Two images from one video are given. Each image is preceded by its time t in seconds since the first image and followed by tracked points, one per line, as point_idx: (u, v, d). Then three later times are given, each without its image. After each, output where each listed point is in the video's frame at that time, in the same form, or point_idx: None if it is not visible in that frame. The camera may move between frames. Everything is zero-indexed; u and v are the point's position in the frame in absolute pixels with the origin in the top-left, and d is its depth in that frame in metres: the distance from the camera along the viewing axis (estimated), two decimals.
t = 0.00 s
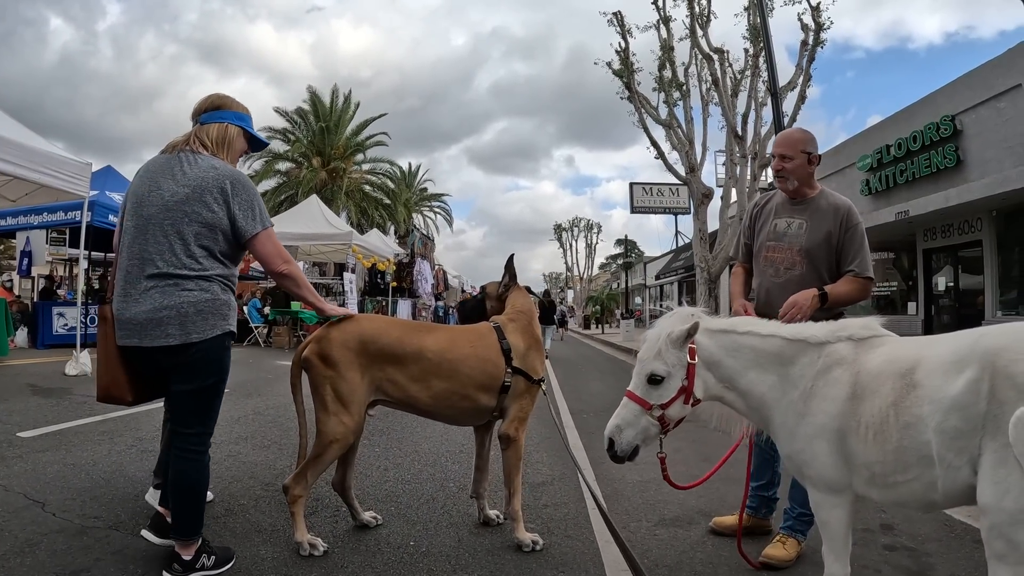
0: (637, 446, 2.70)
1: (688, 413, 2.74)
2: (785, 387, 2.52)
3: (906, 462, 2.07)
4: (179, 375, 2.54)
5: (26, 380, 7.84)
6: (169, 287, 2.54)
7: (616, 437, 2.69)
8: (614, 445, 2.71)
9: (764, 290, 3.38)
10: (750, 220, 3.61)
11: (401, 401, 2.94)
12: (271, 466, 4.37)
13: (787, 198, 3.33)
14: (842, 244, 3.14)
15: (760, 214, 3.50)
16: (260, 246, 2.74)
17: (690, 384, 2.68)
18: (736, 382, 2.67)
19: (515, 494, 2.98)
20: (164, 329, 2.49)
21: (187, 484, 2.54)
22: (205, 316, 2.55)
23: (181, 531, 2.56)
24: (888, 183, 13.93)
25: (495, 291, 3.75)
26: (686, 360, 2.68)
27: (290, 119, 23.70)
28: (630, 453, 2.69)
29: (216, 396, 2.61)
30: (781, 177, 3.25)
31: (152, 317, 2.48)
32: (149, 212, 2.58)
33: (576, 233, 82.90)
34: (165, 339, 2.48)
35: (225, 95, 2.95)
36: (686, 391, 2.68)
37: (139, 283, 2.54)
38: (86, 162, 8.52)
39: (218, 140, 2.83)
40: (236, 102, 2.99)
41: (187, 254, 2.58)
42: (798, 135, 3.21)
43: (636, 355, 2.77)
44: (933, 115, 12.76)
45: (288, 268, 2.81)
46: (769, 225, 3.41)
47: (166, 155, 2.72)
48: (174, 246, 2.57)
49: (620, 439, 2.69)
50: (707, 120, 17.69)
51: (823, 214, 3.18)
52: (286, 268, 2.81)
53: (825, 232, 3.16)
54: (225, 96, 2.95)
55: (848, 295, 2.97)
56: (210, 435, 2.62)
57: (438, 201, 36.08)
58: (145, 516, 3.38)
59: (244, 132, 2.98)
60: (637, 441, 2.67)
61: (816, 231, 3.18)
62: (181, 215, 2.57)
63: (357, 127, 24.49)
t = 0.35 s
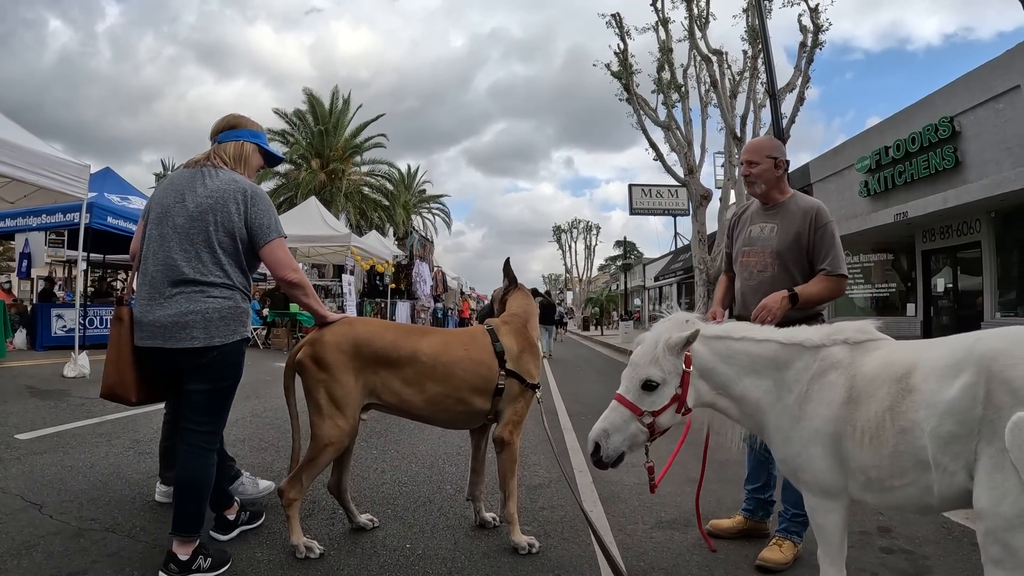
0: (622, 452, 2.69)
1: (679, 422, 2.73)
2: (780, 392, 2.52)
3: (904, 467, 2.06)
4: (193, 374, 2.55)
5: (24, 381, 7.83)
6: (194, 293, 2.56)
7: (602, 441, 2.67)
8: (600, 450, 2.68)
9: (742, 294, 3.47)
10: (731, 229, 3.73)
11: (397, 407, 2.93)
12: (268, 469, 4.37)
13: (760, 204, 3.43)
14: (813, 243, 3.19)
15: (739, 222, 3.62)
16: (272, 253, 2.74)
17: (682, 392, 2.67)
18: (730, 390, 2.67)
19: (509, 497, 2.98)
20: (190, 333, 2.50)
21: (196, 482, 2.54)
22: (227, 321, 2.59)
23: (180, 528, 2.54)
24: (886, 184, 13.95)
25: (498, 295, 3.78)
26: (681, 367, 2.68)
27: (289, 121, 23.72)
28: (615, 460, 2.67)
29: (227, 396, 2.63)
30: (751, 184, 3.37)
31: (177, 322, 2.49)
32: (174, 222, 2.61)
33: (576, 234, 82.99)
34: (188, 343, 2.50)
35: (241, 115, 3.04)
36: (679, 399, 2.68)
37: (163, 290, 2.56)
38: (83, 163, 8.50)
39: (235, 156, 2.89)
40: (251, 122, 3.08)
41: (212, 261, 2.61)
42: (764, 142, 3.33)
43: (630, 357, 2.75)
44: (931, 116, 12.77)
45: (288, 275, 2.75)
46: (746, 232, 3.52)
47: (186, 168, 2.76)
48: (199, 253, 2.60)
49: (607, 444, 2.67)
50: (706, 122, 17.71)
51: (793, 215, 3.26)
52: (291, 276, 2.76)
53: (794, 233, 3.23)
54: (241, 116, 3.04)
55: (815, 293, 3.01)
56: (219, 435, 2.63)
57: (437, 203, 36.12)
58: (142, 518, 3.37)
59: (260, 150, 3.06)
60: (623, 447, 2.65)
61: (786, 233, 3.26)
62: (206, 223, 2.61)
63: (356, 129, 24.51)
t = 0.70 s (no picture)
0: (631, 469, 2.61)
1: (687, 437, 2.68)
2: (790, 398, 2.51)
3: (919, 470, 2.07)
4: (233, 375, 2.78)
5: (27, 384, 7.82)
6: (219, 295, 2.74)
7: (609, 458, 2.60)
8: (607, 467, 2.61)
9: (735, 300, 3.47)
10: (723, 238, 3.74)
11: (403, 409, 2.92)
12: (272, 473, 4.35)
13: (745, 209, 3.44)
14: (797, 242, 3.17)
15: (728, 231, 3.64)
16: (281, 246, 2.85)
17: (693, 406, 2.64)
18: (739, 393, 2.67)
19: (518, 501, 2.97)
20: (219, 334, 2.71)
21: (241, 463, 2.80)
22: (252, 321, 2.77)
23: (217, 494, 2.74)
24: (888, 186, 13.95)
25: (507, 299, 3.78)
26: (691, 381, 2.65)
27: (290, 123, 23.73)
28: (623, 477, 2.59)
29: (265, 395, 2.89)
30: (735, 191, 3.40)
31: (207, 325, 2.69)
32: (195, 231, 2.79)
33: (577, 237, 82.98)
34: (219, 344, 2.71)
35: (242, 122, 3.12)
36: (689, 413, 2.64)
37: (192, 295, 2.75)
38: (85, 165, 8.50)
39: (243, 162, 3.01)
40: (256, 125, 3.16)
41: (234, 263, 2.78)
42: (744, 150, 3.38)
43: (640, 372, 2.68)
44: (933, 118, 12.78)
45: (293, 268, 2.83)
46: (735, 239, 3.53)
47: (201, 178, 2.93)
48: (220, 256, 2.77)
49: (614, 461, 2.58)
50: (708, 124, 17.72)
51: (775, 218, 3.26)
52: (298, 268, 2.85)
53: (777, 235, 3.23)
54: (242, 123, 3.12)
55: (797, 290, 2.99)
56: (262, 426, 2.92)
57: (437, 205, 36.13)
58: (148, 523, 3.36)
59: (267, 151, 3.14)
60: (632, 464, 2.57)
61: (770, 235, 3.26)
62: (223, 228, 2.77)
63: (357, 132, 24.53)
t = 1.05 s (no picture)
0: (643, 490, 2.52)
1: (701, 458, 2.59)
2: (808, 405, 2.48)
3: (944, 472, 2.08)
4: (274, 377, 2.99)
5: (32, 387, 7.80)
6: (249, 302, 2.92)
7: (622, 478, 2.50)
8: (619, 488, 2.51)
9: (745, 305, 3.44)
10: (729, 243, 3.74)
11: (419, 414, 2.92)
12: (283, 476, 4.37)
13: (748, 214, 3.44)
14: (800, 241, 3.16)
15: (735, 236, 3.63)
16: (306, 248, 2.95)
17: (707, 428, 2.56)
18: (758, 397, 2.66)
19: (535, 505, 2.97)
20: (251, 340, 2.89)
21: (299, 453, 3.14)
22: (283, 326, 2.95)
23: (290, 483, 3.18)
24: (892, 188, 13.94)
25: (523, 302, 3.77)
26: (706, 402, 2.57)
27: (293, 126, 23.75)
28: (636, 498, 2.50)
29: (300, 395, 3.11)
30: (735, 197, 3.40)
31: (240, 331, 2.88)
32: (225, 242, 2.97)
33: (579, 240, 82.93)
34: (252, 349, 2.89)
35: (259, 131, 3.23)
36: (704, 434, 2.56)
37: (226, 303, 2.93)
38: (92, 168, 8.49)
39: (265, 170, 3.16)
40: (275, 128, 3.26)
41: (262, 271, 2.95)
42: (740, 157, 3.37)
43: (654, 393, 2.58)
44: (937, 121, 12.78)
45: (322, 268, 2.92)
46: (741, 244, 3.52)
47: (228, 190, 3.10)
48: (249, 265, 2.94)
49: (626, 482, 2.49)
50: (712, 126, 17.73)
51: (776, 220, 3.25)
52: (323, 266, 2.93)
53: (780, 236, 3.22)
54: (260, 132, 3.23)
55: (805, 289, 2.97)
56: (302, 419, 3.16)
57: (440, 208, 36.16)
58: (159, 528, 3.36)
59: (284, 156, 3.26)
60: (643, 485, 2.49)
61: (773, 238, 3.25)
62: (251, 238, 2.94)
63: (360, 135, 24.56)
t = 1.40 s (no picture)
0: (645, 503, 2.45)
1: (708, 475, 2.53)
2: (821, 412, 2.45)
3: (959, 476, 2.08)
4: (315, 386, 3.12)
5: (38, 390, 7.81)
6: (288, 312, 3.03)
7: (624, 490, 2.43)
8: (621, 499, 2.44)
9: (757, 307, 3.45)
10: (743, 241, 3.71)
11: (432, 419, 2.92)
12: (292, 481, 4.38)
13: (763, 215, 3.42)
14: (814, 244, 3.15)
15: (749, 234, 3.61)
16: (333, 263, 2.97)
17: (716, 444, 2.51)
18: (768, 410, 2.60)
19: (546, 510, 2.97)
20: (288, 348, 3.01)
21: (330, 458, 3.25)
22: (319, 336, 3.07)
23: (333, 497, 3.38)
24: (898, 192, 13.91)
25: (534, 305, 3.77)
26: (716, 418, 2.52)
27: (298, 129, 23.81)
28: (638, 510, 2.43)
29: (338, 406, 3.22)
30: (751, 198, 3.38)
31: (279, 339, 3.00)
32: (269, 254, 3.09)
33: (583, 243, 82.95)
34: (289, 357, 3.01)
35: (318, 145, 3.34)
36: (712, 450, 2.50)
37: (266, 311, 3.06)
38: (98, 171, 8.52)
39: (310, 188, 3.27)
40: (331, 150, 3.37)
41: (300, 283, 3.06)
42: (758, 155, 3.32)
43: (666, 403, 2.53)
44: (942, 124, 12.76)
45: (349, 282, 2.90)
46: (755, 244, 3.51)
47: (275, 204, 3.22)
48: (290, 277, 3.06)
49: (630, 493, 2.43)
50: (716, 130, 17.73)
51: (792, 222, 3.24)
52: (351, 281, 2.91)
53: (793, 240, 3.21)
54: (318, 146, 3.34)
55: (821, 291, 2.94)
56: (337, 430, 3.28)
57: (444, 211, 36.22)
58: (167, 533, 3.35)
59: (335, 177, 3.37)
60: (647, 498, 2.42)
61: (787, 240, 3.24)
62: (293, 251, 3.05)
63: (364, 138, 24.63)
